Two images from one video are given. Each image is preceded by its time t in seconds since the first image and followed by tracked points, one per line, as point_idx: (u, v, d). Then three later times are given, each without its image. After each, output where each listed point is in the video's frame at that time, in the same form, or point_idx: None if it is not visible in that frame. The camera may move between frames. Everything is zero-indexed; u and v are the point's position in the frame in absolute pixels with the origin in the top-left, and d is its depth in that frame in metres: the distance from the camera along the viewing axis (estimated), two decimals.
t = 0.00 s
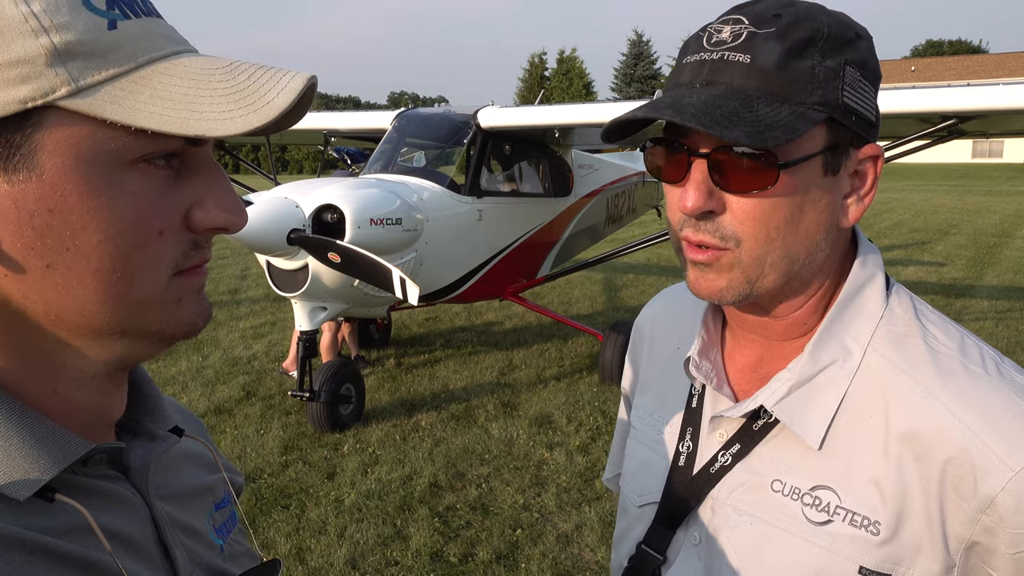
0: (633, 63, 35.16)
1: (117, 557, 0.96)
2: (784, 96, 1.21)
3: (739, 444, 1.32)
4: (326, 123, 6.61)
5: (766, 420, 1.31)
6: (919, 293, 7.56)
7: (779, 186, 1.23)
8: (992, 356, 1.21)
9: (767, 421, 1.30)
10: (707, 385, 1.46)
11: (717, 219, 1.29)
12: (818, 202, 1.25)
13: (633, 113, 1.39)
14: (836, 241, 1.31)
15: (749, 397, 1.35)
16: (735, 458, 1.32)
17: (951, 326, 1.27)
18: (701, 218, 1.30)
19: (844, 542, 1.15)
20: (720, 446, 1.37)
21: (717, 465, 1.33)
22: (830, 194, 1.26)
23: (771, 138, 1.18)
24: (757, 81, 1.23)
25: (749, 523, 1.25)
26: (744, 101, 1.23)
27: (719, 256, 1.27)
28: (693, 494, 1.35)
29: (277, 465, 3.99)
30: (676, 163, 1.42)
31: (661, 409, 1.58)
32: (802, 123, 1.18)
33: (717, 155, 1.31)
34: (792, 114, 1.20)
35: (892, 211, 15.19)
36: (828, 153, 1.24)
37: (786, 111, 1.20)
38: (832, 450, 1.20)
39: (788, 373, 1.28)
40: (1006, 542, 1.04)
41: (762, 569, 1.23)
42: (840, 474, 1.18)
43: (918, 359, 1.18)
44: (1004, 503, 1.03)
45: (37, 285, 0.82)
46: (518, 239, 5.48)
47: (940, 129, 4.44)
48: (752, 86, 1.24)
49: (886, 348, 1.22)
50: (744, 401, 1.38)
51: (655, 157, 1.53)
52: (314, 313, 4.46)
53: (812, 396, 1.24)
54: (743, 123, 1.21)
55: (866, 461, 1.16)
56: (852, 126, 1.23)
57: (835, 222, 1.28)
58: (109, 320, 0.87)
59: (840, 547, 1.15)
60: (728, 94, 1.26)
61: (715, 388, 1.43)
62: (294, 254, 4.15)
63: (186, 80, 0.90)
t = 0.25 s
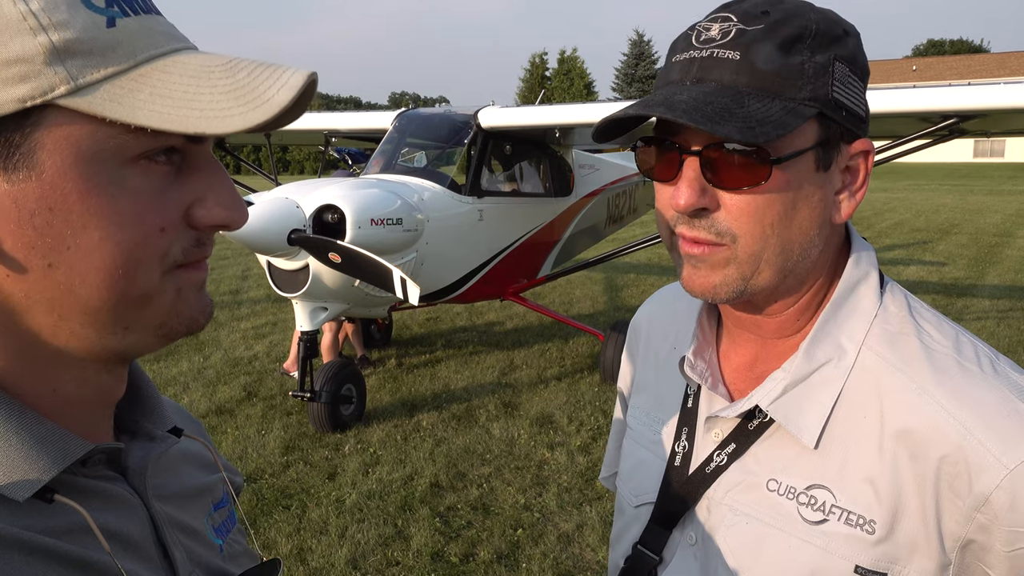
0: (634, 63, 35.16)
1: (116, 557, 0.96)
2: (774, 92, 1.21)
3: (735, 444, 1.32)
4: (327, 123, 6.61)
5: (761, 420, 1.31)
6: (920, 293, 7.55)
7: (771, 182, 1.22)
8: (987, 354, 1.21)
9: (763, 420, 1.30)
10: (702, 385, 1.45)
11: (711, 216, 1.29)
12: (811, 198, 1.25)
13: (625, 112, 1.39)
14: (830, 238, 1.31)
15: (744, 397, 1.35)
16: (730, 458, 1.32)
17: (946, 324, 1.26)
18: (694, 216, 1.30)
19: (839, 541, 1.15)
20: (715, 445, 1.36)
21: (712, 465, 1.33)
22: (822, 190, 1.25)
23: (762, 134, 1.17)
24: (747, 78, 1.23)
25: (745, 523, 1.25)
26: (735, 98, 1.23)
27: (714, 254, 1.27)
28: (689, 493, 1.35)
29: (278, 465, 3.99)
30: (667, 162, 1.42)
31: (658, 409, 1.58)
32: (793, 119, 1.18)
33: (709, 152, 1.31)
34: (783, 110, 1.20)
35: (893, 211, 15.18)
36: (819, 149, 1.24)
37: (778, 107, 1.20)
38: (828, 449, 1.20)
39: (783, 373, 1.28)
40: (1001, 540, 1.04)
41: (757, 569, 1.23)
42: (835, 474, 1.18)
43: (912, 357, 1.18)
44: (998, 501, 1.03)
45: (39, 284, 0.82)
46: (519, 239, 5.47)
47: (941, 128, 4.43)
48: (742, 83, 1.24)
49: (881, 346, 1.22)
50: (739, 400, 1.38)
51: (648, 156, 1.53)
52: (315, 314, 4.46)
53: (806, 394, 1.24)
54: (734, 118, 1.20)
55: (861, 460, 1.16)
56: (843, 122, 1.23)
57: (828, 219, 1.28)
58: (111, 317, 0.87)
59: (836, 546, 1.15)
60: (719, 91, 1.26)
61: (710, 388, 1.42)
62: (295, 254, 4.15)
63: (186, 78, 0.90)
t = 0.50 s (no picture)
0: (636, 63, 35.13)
1: (114, 559, 0.96)
2: (772, 94, 1.20)
3: (735, 445, 1.32)
4: (329, 123, 6.62)
5: (761, 420, 1.31)
6: (922, 294, 7.54)
7: (775, 185, 1.23)
8: (988, 354, 1.20)
9: (763, 422, 1.30)
10: (702, 386, 1.45)
11: (716, 222, 1.29)
12: (813, 197, 1.25)
13: (626, 123, 1.37)
14: (831, 236, 1.31)
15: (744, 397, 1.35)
16: (730, 459, 1.31)
17: (947, 324, 1.26)
18: (700, 223, 1.30)
19: (839, 543, 1.14)
20: (715, 446, 1.36)
21: (712, 466, 1.33)
22: (822, 189, 1.26)
23: (765, 136, 1.18)
24: (744, 81, 1.22)
25: (744, 523, 1.25)
26: (735, 102, 1.22)
27: (721, 260, 1.27)
28: (688, 495, 1.35)
29: (279, 465, 3.99)
30: (665, 169, 1.42)
31: (658, 411, 1.58)
32: (793, 120, 1.18)
33: (710, 160, 1.31)
34: (782, 112, 1.19)
35: (895, 212, 15.17)
36: (818, 148, 1.24)
37: (777, 108, 1.20)
38: (828, 451, 1.20)
39: (783, 373, 1.28)
40: (1001, 542, 1.04)
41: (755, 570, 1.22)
42: (835, 475, 1.18)
43: (914, 357, 1.17)
44: (999, 502, 1.03)
45: (38, 285, 0.82)
46: (521, 240, 5.47)
47: (943, 129, 4.43)
48: (739, 87, 1.22)
49: (882, 347, 1.22)
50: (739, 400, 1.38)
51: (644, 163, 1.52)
52: (316, 314, 4.45)
53: (806, 395, 1.24)
54: (737, 123, 1.20)
55: (861, 461, 1.16)
56: (839, 119, 1.23)
57: (829, 217, 1.28)
58: (112, 317, 0.87)
59: (835, 548, 1.14)
60: (718, 97, 1.24)
61: (711, 389, 1.42)
62: (296, 254, 4.15)
63: (187, 79, 0.90)
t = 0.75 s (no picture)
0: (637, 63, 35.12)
1: (113, 559, 0.96)
2: (810, 92, 1.20)
3: (736, 434, 1.32)
4: (329, 124, 6.62)
5: (761, 409, 1.31)
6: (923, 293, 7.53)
7: (805, 185, 1.22)
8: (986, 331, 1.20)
9: (762, 411, 1.30)
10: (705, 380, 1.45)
11: (740, 219, 1.28)
12: (837, 199, 1.25)
13: (654, 116, 1.35)
14: (849, 237, 1.31)
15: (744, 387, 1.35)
16: (731, 450, 1.31)
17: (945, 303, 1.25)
18: (724, 219, 1.28)
19: (833, 521, 1.14)
20: (717, 438, 1.36)
21: (714, 457, 1.33)
22: (845, 190, 1.26)
23: (805, 135, 1.17)
24: (780, 78, 1.21)
25: (744, 510, 1.25)
26: (773, 98, 1.22)
27: (744, 258, 1.26)
28: (691, 491, 1.34)
29: (280, 465, 3.99)
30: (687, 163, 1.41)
31: (662, 403, 1.57)
32: (828, 120, 1.19)
33: (739, 156, 1.31)
34: (817, 111, 1.20)
35: (897, 211, 15.15)
36: (845, 148, 1.25)
37: (812, 107, 1.20)
38: (824, 434, 1.20)
39: (779, 361, 1.28)
40: (995, 509, 1.02)
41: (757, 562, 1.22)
42: (830, 456, 1.18)
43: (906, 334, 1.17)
44: (993, 467, 1.01)
45: (37, 284, 0.82)
46: (522, 239, 5.47)
47: (944, 128, 4.42)
48: (777, 83, 1.22)
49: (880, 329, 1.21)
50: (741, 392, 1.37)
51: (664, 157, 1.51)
52: (317, 314, 4.45)
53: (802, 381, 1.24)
54: (778, 120, 1.19)
55: (855, 439, 1.16)
56: (865, 121, 1.24)
57: (848, 218, 1.29)
58: (111, 318, 0.87)
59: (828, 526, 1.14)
60: (756, 92, 1.23)
61: (712, 382, 1.42)
62: (297, 254, 4.15)
63: (185, 77, 0.90)
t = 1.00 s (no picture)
0: (638, 63, 35.11)
1: (114, 560, 0.96)
2: (804, 87, 1.20)
3: (743, 443, 1.31)
4: (331, 123, 6.62)
5: (770, 418, 1.30)
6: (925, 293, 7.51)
7: (805, 178, 1.22)
8: (997, 351, 1.20)
9: (771, 420, 1.29)
10: (711, 384, 1.45)
11: (744, 215, 1.27)
12: (839, 192, 1.25)
13: (655, 117, 1.35)
14: (849, 232, 1.31)
15: (753, 395, 1.34)
16: (739, 457, 1.31)
17: (955, 321, 1.25)
18: (728, 216, 1.28)
19: (846, 540, 1.14)
20: (724, 445, 1.36)
21: (720, 465, 1.32)
22: (845, 183, 1.26)
23: (802, 127, 1.16)
24: (774, 75, 1.22)
25: (753, 522, 1.25)
26: (767, 95, 1.22)
27: (749, 254, 1.25)
28: (696, 494, 1.34)
29: (282, 465, 4.00)
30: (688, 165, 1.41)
31: (667, 411, 1.57)
32: (824, 113, 1.18)
33: (738, 155, 1.30)
34: (813, 104, 1.19)
35: (898, 211, 15.13)
36: (843, 141, 1.24)
37: (808, 101, 1.20)
38: (836, 447, 1.19)
39: (791, 371, 1.27)
40: (1012, 539, 1.04)
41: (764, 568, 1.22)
42: (843, 473, 1.17)
43: (924, 354, 1.17)
44: (1011, 498, 1.02)
45: (38, 285, 0.82)
46: (523, 239, 5.47)
47: (946, 128, 4.41)
48: (770, 81, 1.22)
49: (892, 345, 1.21)
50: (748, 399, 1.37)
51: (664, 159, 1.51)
52: (318, 314, 4.46)
53: (813, 394, 1.23)
54: (774, 115, 1.19)
55: (869, 459, 1.15)
56: (862, 114, 1.24)
57: (850, 212, 1.28)
58: (112, 319, 0.87)
59: (842, 545, 1.14)
60: (749, 90, 1.24)
61: (720, 387, 1.42)
62: (299, 254, 4.15)
63: (184, 76, 0.90)
